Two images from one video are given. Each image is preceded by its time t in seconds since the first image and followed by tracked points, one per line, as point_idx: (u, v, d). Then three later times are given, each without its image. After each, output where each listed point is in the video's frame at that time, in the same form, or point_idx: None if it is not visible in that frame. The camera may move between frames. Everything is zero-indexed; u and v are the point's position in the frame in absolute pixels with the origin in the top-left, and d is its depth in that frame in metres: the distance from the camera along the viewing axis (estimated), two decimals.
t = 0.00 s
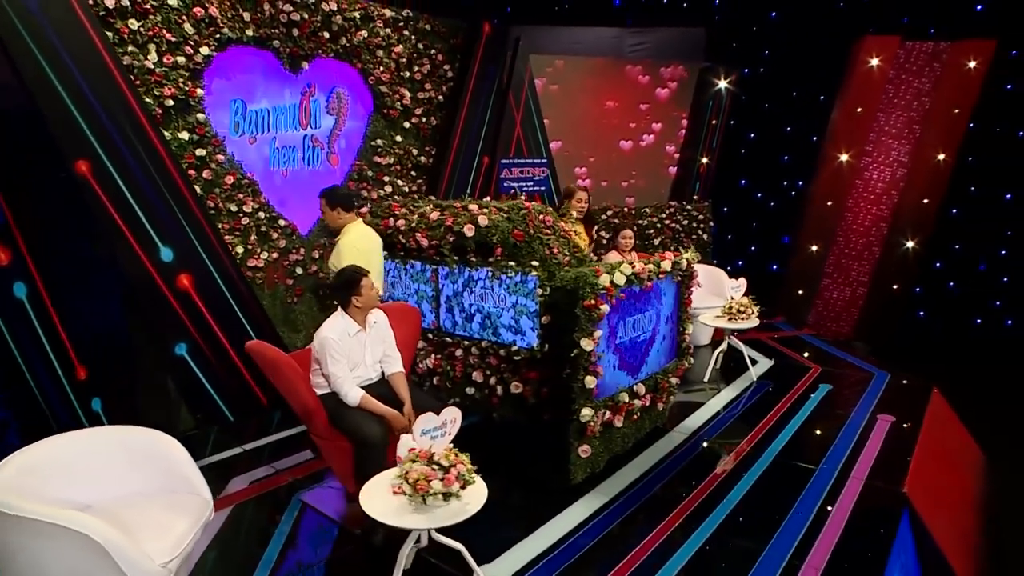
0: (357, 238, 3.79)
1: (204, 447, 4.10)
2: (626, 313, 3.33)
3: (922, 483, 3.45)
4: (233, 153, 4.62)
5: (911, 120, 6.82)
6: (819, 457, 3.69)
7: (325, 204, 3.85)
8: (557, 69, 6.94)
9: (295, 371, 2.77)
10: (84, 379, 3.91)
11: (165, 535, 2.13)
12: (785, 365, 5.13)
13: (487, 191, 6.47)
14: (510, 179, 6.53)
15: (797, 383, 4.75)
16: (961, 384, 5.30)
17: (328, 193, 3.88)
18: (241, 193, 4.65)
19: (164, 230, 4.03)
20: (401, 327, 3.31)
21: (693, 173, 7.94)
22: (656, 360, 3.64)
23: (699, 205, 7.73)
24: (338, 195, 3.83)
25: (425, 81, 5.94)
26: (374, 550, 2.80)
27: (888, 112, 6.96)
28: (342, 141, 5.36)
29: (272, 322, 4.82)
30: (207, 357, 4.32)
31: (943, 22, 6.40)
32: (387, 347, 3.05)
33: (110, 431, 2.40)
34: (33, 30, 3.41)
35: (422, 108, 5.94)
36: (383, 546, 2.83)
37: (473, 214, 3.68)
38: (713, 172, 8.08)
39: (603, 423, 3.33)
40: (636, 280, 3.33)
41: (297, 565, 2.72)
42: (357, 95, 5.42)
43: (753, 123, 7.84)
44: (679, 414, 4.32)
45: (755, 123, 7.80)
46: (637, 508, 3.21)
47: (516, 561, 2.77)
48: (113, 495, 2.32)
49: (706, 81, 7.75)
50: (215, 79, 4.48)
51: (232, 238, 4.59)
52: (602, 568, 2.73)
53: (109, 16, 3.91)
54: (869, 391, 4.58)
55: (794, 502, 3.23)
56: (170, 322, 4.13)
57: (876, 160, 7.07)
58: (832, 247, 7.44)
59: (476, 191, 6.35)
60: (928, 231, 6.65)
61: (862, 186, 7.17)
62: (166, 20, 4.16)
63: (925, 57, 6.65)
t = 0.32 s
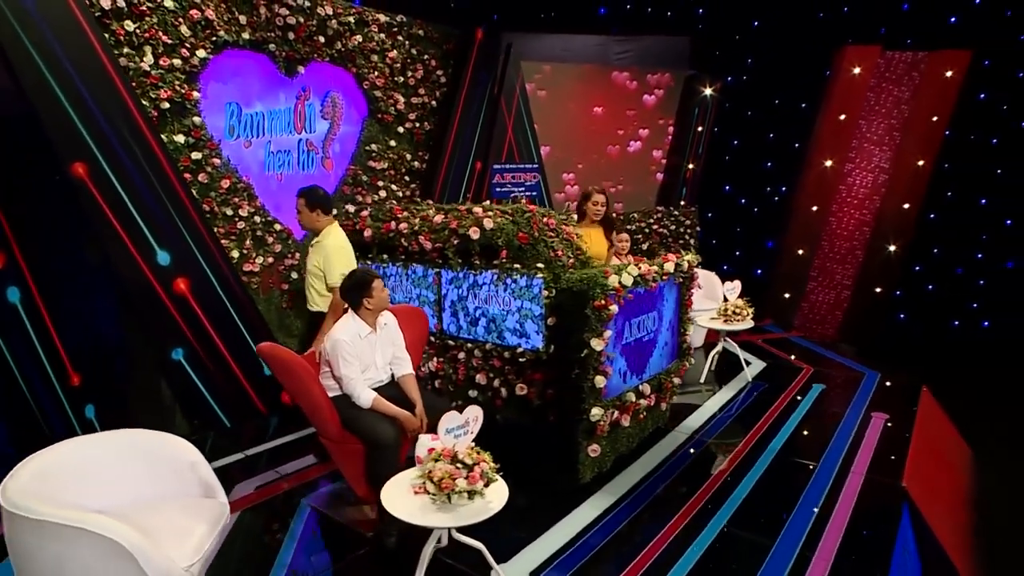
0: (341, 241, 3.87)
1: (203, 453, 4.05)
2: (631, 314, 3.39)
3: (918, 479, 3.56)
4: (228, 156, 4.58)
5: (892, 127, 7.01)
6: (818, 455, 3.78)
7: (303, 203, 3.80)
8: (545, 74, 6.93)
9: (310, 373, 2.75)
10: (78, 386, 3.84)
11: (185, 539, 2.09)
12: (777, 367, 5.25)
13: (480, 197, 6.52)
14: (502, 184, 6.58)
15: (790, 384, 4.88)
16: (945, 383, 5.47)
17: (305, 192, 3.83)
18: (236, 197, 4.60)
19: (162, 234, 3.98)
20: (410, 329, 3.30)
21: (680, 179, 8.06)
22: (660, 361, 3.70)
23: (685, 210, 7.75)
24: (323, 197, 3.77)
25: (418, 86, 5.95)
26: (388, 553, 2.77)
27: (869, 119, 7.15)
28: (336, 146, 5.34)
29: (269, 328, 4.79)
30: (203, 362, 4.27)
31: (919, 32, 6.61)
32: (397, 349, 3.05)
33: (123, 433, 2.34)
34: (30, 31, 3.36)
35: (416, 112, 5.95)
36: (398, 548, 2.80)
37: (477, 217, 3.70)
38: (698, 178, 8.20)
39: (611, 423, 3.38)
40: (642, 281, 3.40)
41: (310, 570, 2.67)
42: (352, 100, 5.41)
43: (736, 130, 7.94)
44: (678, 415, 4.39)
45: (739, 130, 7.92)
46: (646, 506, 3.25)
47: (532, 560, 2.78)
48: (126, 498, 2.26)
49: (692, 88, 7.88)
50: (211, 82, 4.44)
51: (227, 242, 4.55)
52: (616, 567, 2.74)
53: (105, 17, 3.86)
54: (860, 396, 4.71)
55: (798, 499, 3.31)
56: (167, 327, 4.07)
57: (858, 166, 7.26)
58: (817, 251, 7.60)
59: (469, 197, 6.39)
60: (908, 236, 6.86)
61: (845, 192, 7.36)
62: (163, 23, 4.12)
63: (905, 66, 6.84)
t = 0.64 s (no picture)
0: (333, 245, 3.72)
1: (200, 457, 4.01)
2: (631, 313, 3.44)
3: (912, 470, 3.68)
4: (221, 157, 4.53)
5: (870, 131, 7.20)
6: (815, 450, 3.88)
7: (286, 211, 3.56)
8: (531, 77, 7.08)
9: (322, 372, 2.74)
10: (70, 390, 3.77)
11: (205, 540, 2.07)
12: (767, 365, 5.38)
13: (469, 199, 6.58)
14: (491, 187, 6.57)
15: (780, 382, 5.00)
16: (926, 379, 5.64)
17: (278, 199, 3.57)
18: (230, 198, 4.56)
19: (157, 235, 3.92)
20: (417, 328, 3.30)
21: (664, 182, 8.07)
22: (659, 358, 3.77)
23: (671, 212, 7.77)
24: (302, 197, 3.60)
25: (410, 89, 5.99)
26: (401, 552, 2.77)
27: (850, 124, 7.30)
28: (328, 147, 5.32)
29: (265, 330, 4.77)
30: (198, 364, 4.18)
31: (894, 40, 6.83)
32: (404, 348, 3.05)
33: (134, 433, 2.29)
34: (24, 26, 3.30)
35: (407, 115, 5.97)
36: (410, 546, 2.80)
37: (478, 217, 3.72)
38: (683, 181, 8.28)
39: (616, 419, 3.43)
40: (644, 280, 3.45)
41: (322, 570, 2.66)
42: (344, 102, 5.40)
43: (718, 134, 8.08)
44: (675, 412, 4.46)
45: (721, 134, 8.08)
46: (652, 500, 3.30)
47: (546, 553, 2.78)
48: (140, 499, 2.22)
49: (676, 93, 7.91)
50: (204, 83, 4.40)
51: (222, 244, 4.50)
52: (630, 560, 2.78)
53: (98, 16, 3.81)
54: (850, 393, 4.82)
55: (799, 491, 3.39)
56: (161, 329, 3.96)
57: (839, 169, 7.41)
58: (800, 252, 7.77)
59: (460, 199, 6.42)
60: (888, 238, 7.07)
61: (827, 194, 7.49)
62: (156, 22, 4.08)
63: (882, 72, 7.04)
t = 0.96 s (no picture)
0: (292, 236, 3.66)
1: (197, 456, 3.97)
2: (631, 308, 3.50)
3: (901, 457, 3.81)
4: (214, 154, 4.49)
5: (850, 132, 7.41)
6: (807, 440, 4.00)
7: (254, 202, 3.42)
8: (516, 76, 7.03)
9: (332, 366, 2.75)
10: (62, 391, 3.71)
11: (227, 533, 2.07)
12: (755, 359, 5.51)
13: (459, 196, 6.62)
14: (481, 185, 6.71)
15: (769, 375, 5.12)
16: (905, 372, 5.82)
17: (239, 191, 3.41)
18: (223, 195, 4.52)
19: (152, 233, 3.88)
20: (422, 324, 3.33)
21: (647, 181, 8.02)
22: (656, 352, 3.85)
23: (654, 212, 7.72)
24: (261, 190, 3.50)
25: (400, 87, 5.99)
26: (413, 544, 2.80)
27: (830, 124, 7.52)
28: (319, 145, 5.30)
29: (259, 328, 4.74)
30: (193, 363, 4.16)
31: (871, 43, 7.02)
32: (411, 343, 3.06)
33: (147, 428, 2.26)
34: (17, 17, 3.24)
35: (397, 113, 5.97)
36: (422, 538, 2.83)
37: (478, 214, 3.76)
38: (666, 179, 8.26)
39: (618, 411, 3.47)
40: (644, 275, 3.51)
41: (335, 564, 2.68)
42: (334, 99, 5.38)
43: (700, 134, 8.21)
44: (670, 405, 4.55)
45: (703, 134, 8.16)
46: (654, 489, 3.37)
47: (557, 542, 2.83)
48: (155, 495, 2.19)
49: (660, 93, 7.73)
50: (197, 79, 4.36)
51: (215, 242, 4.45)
52: (638, 547, 2.84)
53: (90, 10, 3.76)
54: (837, 386, 4.96)
55: (795, 480, 3.50)
56: (156, 325, 3.94)
57: (820, 168, 7.64)
58: (782, 250, 7.94)
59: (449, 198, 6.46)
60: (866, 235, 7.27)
61: (808, 193, 7.72)
62: (148, 17, 4.03)
63: (860, 74, 7.24)
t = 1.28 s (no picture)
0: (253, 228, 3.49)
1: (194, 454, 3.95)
2: (631, 302, 3.57)
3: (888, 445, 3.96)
4: (206, 151, 4.45)
5: (829, 131, 7.56)
6: (797, 430, 4.13)
7: (230, 201, 3.18)
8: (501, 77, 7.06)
9: (343, 360, 2.77)
10: (55, 391, 3.65)
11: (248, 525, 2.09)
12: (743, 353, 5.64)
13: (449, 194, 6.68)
14: (470, 183, 6.75)
15: (757, 369, 5.26)
16: (886, 365, 5.99)
17: (214, 188, 3.15)
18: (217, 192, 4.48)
19: (147, 229, 3.83)
20: (424, 320, 3.35)
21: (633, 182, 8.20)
22: (652, 346, 3.93)
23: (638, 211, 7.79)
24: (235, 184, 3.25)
25: (390, 85, 6.02)
26: (424, 535, 2.83)
27: (810, 124, 7.67)
28: (311, 143, 5.29)
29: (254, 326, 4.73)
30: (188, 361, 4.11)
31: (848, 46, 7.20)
32: (416, 338, 3.09)
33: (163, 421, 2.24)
34: (13, 13, 3.21)
35: (387, 112, 6.00)
36: (433, 529, 2.86)
37: (478, 211, 3.80)
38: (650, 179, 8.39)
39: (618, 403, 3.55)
40: (643, 270, 3.60)
41: (346, 558, 2.69)
42: (325, 97, 5.37)
43: (682, 134, 8.31)
44: (663, 398, 4.65)
45: (685, 134, 8.29)
46: (654, 479, 3.45)
47: (566, 530, 2.89)
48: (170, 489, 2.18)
49: (643, 93, 7.88)
50: (188, 76, 4.32)
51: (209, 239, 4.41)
52: (644, 534, 2.91)
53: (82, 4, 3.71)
54: (822, 379, 5.09)
55: (790, 468, 3.61)
56: (152, 325, 3.87)
57: (801, 168, 7.78)
58: (764, 247, 8.11)
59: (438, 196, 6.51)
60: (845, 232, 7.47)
61: (789, 191, 7.86)
62: (141, 12, 4.00)
63: (838, 75, 7.40)
